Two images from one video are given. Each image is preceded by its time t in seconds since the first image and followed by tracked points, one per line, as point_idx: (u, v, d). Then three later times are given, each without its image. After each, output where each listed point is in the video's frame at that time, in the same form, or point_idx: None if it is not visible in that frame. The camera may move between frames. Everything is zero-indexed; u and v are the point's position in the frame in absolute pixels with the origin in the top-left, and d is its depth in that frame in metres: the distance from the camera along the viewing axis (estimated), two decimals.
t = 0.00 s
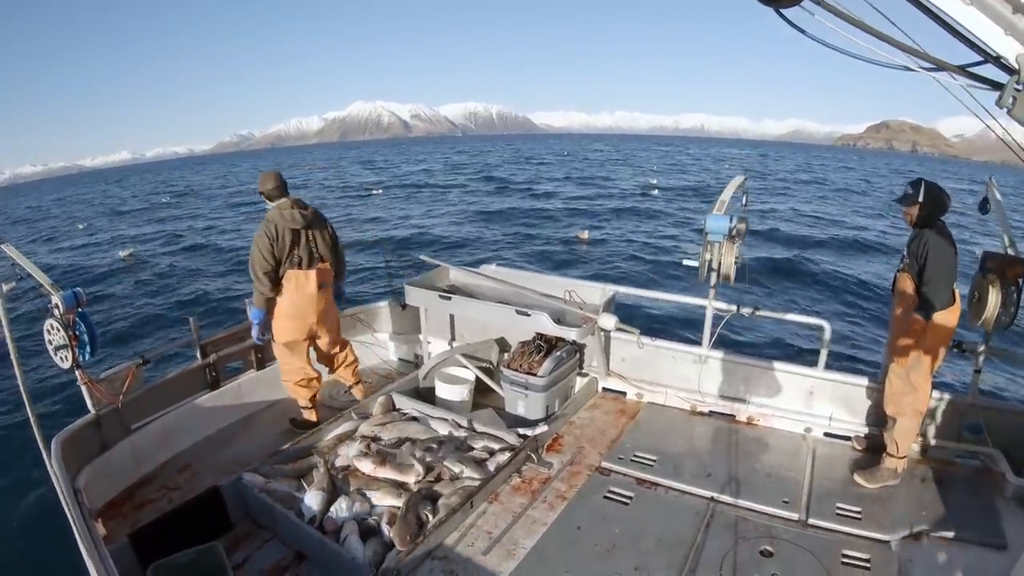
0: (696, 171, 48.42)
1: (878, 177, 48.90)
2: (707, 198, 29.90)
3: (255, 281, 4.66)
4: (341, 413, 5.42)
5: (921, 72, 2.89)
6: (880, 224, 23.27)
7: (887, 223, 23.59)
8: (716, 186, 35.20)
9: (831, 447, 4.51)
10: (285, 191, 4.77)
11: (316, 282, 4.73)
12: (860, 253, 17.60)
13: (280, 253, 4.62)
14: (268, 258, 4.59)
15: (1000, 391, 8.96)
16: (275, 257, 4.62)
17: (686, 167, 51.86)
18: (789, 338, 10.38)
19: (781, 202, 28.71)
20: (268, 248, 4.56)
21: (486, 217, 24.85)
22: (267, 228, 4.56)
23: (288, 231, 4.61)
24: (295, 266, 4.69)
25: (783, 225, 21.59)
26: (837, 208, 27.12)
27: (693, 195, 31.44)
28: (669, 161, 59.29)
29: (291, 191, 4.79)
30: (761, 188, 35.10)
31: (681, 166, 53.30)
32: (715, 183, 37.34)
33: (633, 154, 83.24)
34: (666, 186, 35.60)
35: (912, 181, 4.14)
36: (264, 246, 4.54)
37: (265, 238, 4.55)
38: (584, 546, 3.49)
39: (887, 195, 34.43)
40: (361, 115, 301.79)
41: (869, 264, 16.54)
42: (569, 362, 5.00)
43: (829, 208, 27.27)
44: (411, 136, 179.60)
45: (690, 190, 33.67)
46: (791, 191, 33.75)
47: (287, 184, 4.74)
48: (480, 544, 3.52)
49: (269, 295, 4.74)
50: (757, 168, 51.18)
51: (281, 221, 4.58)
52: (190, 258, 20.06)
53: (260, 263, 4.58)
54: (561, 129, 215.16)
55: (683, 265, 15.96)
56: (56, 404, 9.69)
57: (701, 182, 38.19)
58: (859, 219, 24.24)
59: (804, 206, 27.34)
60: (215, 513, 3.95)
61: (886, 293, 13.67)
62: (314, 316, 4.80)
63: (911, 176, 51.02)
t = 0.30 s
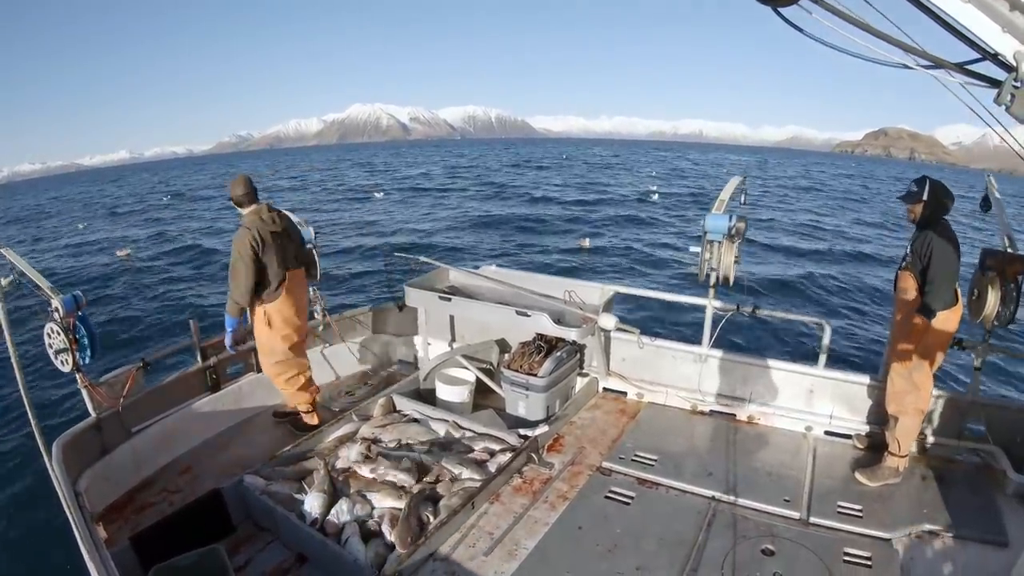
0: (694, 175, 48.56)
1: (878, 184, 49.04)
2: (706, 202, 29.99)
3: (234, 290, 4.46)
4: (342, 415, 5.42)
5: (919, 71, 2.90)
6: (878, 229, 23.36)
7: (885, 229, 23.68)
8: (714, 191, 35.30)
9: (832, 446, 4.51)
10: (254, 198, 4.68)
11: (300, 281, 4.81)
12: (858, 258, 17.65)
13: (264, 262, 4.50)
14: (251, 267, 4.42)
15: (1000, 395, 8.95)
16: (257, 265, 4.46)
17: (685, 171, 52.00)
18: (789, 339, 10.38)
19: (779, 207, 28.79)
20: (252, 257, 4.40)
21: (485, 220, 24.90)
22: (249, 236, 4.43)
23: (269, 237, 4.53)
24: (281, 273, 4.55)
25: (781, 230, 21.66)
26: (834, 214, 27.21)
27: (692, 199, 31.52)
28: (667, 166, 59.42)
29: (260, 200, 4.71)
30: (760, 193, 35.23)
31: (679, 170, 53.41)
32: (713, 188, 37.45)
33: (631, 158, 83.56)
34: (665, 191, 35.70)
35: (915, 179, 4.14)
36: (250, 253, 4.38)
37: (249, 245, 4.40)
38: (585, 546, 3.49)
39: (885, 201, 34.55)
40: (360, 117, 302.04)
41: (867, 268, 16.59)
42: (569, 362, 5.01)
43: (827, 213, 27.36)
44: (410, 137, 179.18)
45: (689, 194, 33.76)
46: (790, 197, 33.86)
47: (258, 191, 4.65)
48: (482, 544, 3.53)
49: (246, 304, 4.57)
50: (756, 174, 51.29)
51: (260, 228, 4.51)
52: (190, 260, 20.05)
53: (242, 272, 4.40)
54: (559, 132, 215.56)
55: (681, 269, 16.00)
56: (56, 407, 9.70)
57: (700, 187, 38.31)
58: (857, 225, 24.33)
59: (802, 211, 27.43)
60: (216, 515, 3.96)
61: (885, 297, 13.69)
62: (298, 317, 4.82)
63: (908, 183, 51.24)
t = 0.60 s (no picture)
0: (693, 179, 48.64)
1: (876, 190, 49.10)
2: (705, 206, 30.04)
3: (195, 294, 4.30)
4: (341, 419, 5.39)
5: (917, 74, 2.90)
6: (877, 234, 23.42)
7: (883, 234, 23.74)
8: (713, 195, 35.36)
9: (832, 449, 4.51)
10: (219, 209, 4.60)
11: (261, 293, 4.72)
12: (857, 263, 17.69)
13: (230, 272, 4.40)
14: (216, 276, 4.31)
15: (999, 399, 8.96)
16: (224, 273, 4.37)
17: (684, 175, 52.09)
18: (788, 341, 10.40)
19: (778, 211, 28.85)
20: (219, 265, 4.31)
21: (484, 223, 24.92)
22: (217, 245, 4.35)
23: (236, 247, 4.49)
24: (246, 285, 4.51)
25: (780, 234, 21.71)
26: (833, 218, 27.28)
27: (691, 203, 31.60)
28: (666, 170, 59.51)
29: (227, 212, 4.69)
30: (759, 198, 35.29)
31: (679, 174, 53.51)
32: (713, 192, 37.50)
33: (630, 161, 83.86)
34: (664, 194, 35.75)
35: (919, 182, 4.14)
36: (218, 260, 4.30)
37: (216, 253, 4.32)
38: (585, 550, 3.48)
39: (883, 206, 34.67)
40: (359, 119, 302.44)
41: (866, 272, 16.61)
42: (568, 367, 5.01)
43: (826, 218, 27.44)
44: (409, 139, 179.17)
45: (688, 198, 33.82)
46: (789, 201, 33.92)
47: (227, 203, 4.63)
48: (481, 549, 3.52)
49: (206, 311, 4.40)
50: (754, 178, 51.34)
51: (226, 238, 4.43)
52: (188, 262, 20.01)
53: (207, 277, 4.29)
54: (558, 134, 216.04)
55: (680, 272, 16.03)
56: (54, 411, 9.69)
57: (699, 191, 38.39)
58: (856, 230, 24.37)
59: (801, 216, 27.50)
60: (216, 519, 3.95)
61: (884, 301, 13.71)
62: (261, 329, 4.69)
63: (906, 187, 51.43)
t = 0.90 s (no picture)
0: (694, 182, 48.69)
1: (877, 195, 49.10)
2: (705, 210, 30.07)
3: (155, 293, 4.07)
4: (339, 423, 5.37)
5: (916, 80, 2.91)
6: (876, 240, 23.46)
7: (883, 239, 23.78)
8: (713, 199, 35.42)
9: (831, 455, 4.50)
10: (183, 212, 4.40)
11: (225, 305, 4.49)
12: (856, 268, 17.71)
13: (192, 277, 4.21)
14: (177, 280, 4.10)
15: (998, 405, 8.96)
16: (188, 278, 4.18)
17: (684, 178, 52.12)
18: (788, 346, 10.41)
19: (779, 215, 28.90)
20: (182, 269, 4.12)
21: (484, 226, 24.94)
22: (180, 248, 4.16)
23: (202, 254, 4.30)
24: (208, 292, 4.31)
25: (780, 239, 21.74)
26: (833, 223, 27.34)
27: (691, 207, 31.63)
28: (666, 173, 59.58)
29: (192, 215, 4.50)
30: (759, 202, 35.33)
31: (679, 177, 53.55)
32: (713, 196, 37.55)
33: (630, 164, 83.95)
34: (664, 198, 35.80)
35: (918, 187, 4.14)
36: (183, 264, 4.12)
37: (179, 257, 4.12)
38: (583, 555, 3.48)
39: (882, 211, 34.74)
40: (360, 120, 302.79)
41: (865, 277, 16.64)
42: (566, 371, 5.01)
43: (826, 223, 27.49)
44: (409, 140, 178.96)
45: (688, 202, 33.87)
46: (789, 205, 34.00)
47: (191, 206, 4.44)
48: (479, 553, 3.51)
49: (162, 312, 4.16)
50: (755, 181, 51.39)
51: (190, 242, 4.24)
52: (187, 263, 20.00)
53: (170, 279, 4.08)
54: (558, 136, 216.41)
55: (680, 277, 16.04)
56: (54, 412, 9.69)
57: (699, 195, 38.43)
58: (856, 235, 24.41)
59: (801, 221, 27.56)
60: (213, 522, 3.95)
61: (885, 306, 13.69)
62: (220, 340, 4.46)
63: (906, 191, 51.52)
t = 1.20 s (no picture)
0: (694, 185, 48.75)
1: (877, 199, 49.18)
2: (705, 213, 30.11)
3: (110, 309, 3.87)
4: (336, 423, 5.36)
5: (917, 87, 2.91)
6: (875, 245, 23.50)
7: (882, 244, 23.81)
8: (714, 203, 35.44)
9: (828, 460, 4.50)
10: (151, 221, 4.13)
11: (188, 318, 4.13)
12: (855, 273, 17.75)
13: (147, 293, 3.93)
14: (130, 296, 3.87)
15: (995, 411, 8.96)
16: (143, 292, 3.92)
17: (685, 180, 52.17)
18: (786, 350, 10.42)
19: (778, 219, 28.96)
20: (134, 284, 3.87)
21: (484, 227, 24.96)
22: (134, 262, 3.90)
23: (157, 266, 3.96)
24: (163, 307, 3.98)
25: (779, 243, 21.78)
26: (833, 228, 27.40)
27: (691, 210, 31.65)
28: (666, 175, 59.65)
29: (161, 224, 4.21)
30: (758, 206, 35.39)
31: (679, 179, 53.60)
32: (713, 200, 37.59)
33: (631, 166, 84.03)
34: (664, 201, 35.85)
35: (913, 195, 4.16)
36: (133, 280, 3.86)
37: (131, 272, 3.87)
38: (578, 558, 3.47)
39: (882, 215, 34.78)
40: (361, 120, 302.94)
41: (864, 282, 16.65)
42: (564, 374, 5.00)
43: (825, 227, 27.54)
44: (411, 140, 178.79)
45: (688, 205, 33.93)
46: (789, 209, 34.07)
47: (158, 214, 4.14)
48: (474, 555, 3.51)
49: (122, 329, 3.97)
50: (755, 184, 51.47)
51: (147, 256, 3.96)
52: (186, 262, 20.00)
53: (122, 295, 3.85)
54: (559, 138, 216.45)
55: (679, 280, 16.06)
56: (51, 409, 9.68)
57: (699, 198, 38.48)
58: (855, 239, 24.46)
59: (800, 225, 27.62)
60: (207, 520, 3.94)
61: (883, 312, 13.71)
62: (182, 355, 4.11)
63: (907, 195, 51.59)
